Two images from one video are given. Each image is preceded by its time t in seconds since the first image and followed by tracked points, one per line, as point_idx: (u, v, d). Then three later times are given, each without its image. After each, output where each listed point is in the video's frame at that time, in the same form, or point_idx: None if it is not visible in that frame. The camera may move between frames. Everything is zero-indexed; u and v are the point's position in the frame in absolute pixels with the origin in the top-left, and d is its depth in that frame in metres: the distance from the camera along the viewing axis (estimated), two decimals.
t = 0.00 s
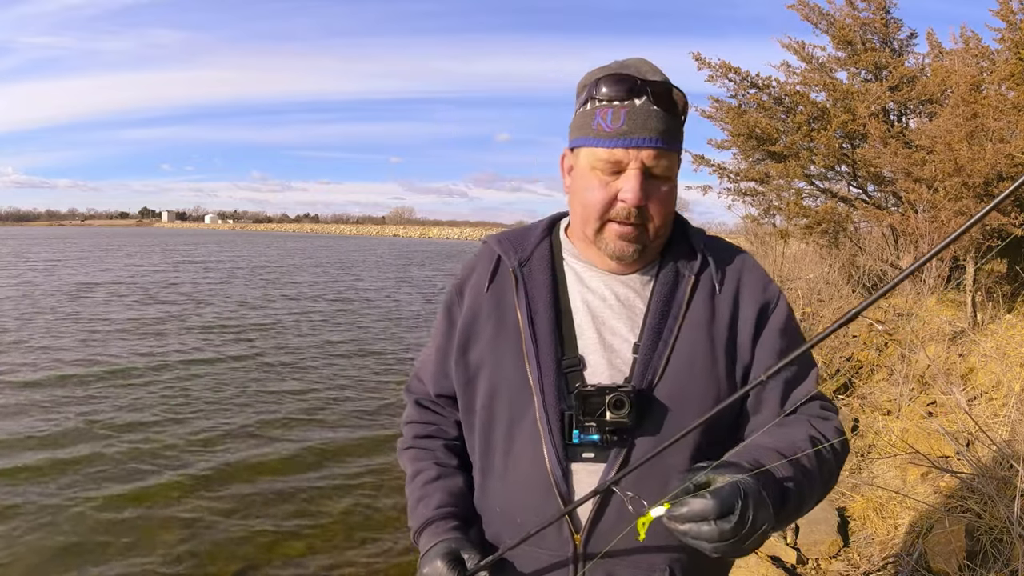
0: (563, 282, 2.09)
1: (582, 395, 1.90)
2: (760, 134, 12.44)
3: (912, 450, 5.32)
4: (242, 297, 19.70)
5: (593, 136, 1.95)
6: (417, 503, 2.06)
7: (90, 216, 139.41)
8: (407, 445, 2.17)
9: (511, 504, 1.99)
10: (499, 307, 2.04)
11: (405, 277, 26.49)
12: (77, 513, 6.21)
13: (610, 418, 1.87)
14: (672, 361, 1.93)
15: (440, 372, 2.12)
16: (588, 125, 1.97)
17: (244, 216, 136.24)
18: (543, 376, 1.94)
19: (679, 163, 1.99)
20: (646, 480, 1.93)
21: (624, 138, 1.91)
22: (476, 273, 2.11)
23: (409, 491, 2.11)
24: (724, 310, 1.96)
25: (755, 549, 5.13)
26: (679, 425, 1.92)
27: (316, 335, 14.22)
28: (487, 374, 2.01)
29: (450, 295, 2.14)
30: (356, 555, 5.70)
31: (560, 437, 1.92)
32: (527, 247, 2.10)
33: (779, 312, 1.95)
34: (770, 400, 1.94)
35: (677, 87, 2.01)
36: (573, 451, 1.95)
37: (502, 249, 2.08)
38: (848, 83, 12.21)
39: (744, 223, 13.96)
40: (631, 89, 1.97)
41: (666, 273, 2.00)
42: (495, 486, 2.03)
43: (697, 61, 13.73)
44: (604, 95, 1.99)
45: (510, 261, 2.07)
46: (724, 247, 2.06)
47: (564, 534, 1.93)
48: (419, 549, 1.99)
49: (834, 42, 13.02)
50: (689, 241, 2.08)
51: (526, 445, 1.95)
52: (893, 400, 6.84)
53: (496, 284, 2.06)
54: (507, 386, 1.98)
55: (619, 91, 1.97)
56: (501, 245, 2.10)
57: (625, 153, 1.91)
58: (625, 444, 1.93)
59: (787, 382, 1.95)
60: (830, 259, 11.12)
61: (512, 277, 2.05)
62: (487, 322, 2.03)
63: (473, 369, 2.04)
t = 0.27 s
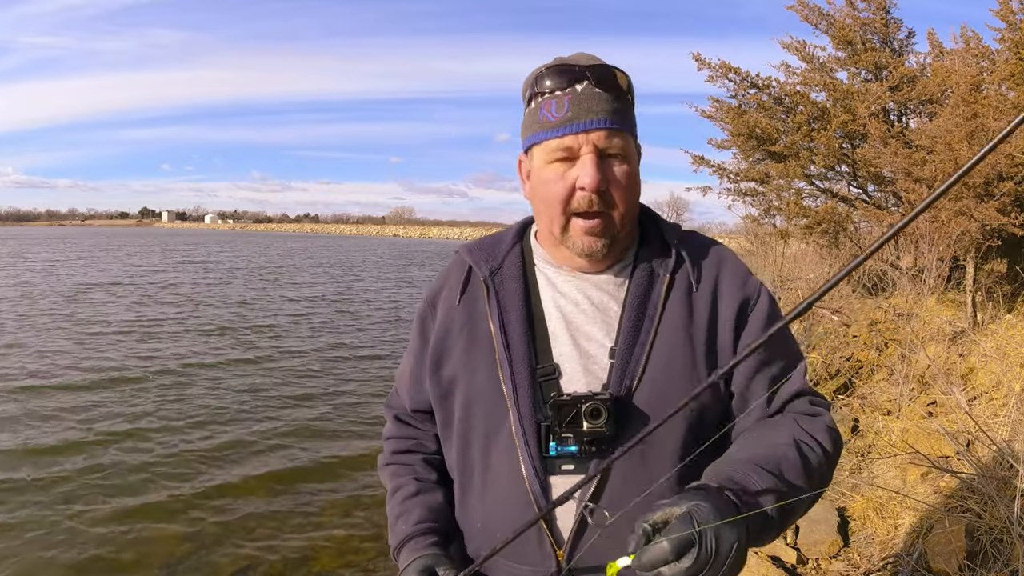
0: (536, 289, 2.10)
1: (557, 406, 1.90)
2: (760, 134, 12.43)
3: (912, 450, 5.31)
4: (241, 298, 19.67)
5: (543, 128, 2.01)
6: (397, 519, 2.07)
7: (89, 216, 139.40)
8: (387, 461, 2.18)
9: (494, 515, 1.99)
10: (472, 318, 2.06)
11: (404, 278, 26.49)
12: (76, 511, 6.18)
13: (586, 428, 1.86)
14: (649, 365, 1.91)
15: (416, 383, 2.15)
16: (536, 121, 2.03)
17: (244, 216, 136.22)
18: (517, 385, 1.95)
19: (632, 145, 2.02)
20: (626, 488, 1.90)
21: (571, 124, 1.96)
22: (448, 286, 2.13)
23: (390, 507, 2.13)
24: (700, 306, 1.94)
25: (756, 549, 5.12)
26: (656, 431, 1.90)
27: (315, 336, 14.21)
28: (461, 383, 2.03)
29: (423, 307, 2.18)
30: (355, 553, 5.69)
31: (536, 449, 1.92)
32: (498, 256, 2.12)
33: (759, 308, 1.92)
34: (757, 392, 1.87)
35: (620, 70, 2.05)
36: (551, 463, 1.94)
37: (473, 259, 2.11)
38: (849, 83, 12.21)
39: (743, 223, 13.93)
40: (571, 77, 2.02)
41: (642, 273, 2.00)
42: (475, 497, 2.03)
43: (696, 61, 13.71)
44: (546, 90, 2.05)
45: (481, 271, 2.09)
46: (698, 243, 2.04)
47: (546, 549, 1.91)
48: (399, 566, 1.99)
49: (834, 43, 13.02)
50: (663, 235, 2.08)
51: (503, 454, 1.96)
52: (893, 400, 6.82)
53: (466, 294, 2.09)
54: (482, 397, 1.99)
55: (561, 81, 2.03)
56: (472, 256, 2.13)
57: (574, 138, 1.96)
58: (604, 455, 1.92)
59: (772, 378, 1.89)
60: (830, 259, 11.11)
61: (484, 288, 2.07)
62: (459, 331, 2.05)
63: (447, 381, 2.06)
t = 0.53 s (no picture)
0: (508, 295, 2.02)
1: (531, 414, 1.79)
2: (760, 134, 12.39)
3: (912, 451, 5.28)
4: (239, 298, 19.63)
5: (496, 128, 1.98)
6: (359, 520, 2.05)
7: (89, 216, 139.38)
8: (363, 465, 2.17)
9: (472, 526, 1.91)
10: (445, 329, 2.02)
11: (404, 279, 26.46)
12: (71, 518, 6.11)
13: (560, 436, 1.73)
14: (625, 368, 1.77)
15: (391, 391, 2.13)
16: (490, 121, 2.00)
17: (244, 216, 136.20)
18: (485, 391, 1.88)
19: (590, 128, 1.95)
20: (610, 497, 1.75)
21: (523, 117, 1.91)
22: (423, 297, 2.11)
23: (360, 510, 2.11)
24: (677, 302, 1.76)
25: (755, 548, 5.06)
26: (637, 438, 1.74)
27: (313, 336, 14.17)
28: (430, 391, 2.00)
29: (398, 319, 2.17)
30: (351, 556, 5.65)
31: (510, 458, 1.82)
32: (471, 262, 2.07)
33: (733, 293, 1.69)
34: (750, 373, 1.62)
35: (565, 58, 1.98)
36: (528, 475, 1.83)
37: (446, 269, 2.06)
38: (849, 83, 12.17)
39: (743, 222, 13.90)
40: (515, 71, 1.99)
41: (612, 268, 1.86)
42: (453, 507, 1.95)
43: (696, 60, 13.66)
44: (495, 89, 2.03)
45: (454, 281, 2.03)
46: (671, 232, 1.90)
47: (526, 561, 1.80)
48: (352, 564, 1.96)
49: (834, 42, 12.98)
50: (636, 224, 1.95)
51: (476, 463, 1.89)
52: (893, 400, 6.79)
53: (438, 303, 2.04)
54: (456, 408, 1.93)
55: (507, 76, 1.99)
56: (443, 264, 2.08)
57: (527, 130, 1.92)
58: (585, 463, 1.77)
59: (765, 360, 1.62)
60: (830, 259, 11.08)
61: (455, 296, 2.02)
62: (429, 340, 2.02)
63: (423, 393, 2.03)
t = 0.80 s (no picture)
0: (482, 302, 2.23)
1: (500, 425, 1.93)
2: (761, 134, 12.37)
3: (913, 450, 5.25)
4: (239, 298, 19.60)
5: (464, 129, 2.23)
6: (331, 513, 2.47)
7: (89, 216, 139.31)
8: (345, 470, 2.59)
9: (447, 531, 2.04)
10: (422, 339, 2.20)
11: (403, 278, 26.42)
12: (74, 528, 6.15)
13: (529, 446, 1.86)
14: (593, 376, 1.91)
15: (377, 401, 2.31)
16: (459, 129, 2.25)
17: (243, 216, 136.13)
18: (460, 398, 2.04)
19: (553, 124, 2.19)
20: (582, 509, 1.84)
21: (488, 116, 2.16)
22: (402, 308, 2.32)
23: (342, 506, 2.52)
24: (647, 299, 1.93)
25: (755, 548, 5.03)
26: (606, 448, 1.85)
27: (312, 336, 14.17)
28: (409, 398, 2.17)
29: (386, 330, 2.38)
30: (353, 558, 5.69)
31: (481, 470, 1.96)
32: (447, 270, 2.30)
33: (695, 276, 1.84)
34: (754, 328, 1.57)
35: (528, 58, 2.26)
36: (499, 484, 1.95)
37: (424, 277, 2.28)
38: (849, 83, 12.16)
39: (743, 222, 13.86)
40: (481, 75, 2.25)
41: (584, 279, 2.04)
42: (430, 512, 2.09)
43: (696, 60, 13.62)
44: (461, 99, 2.29)
45: (432, 286, 2.25)
46: (640, 230, 2.10)
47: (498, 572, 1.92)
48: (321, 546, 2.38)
49: (834, 42, 12.96)
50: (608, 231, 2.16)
51: (449, 469, 2.03)
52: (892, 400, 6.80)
53: (420, 312, 2.25)
54: (432, 414, 2.10)
55: (469, 80, 2.27)
56: (423, 272, 2.29)
57: (494, 130, 2.16)
58: (554, 474, 1.88)
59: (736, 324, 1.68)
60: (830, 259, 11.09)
61: (432, 303, 2.22)
62: (410, 349, 2.22)
63: (400, 399, 2.21)
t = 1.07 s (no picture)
0: (453, 306, 2.21)
1: (465, 438, 1.95)
2: (761, 134, 12.28)
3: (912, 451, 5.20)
4: (236, 299, 19.50)
5: (428, 134, 2.18)
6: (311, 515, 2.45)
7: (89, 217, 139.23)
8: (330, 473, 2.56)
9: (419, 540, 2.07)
10: (394, 348, 2.22)
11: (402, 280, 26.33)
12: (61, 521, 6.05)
13: (494, 457, 1.88)
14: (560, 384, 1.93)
15: (352, 409, 2.34)
16: (421, 131, 2.20)
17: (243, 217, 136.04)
18: (428, 408, 2.05)
19: (520, 125, 2.15)
20: (550, 521, 1.84)
21: (451, 119, 2.12)
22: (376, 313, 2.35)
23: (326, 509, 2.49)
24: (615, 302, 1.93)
25: (754, 548, 4.92)
26: (574, 458, 1.85)
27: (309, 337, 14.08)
28: (380, 406, 2.19)
29: (364, 336, 2.41)
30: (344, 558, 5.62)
31: (449, 482, 1.99)
32: (421, 274, 2.30)
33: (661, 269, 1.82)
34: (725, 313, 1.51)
35: (489, 57, 2.23)
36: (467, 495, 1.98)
37: (399, 282, 2.29)
38: (849, 83, 12.09)
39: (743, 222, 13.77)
40: (442, 76, 2.21)
41: (554, 282, 2.03)
42: (404, 521, 2.12)
43: (696, 60, 13.54)
44: (423, 99, 2.25)
45: (404, 291, 2.26)
46: (611, 229, 2.07)
47: None
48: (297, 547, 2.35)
49: (834, 43, 12.89)
50: (580, 229, 2.13)
51: (419, 477, 2.06)
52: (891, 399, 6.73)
53: (393, 318, 2.28)
54: (402, 422, 2.12)
55: (430, 82, 2.23)
56: (398, 277, 2.31)
57: (458, 134, 2.11)
58: (520, 485, 1.90)
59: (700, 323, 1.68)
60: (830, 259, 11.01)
61: (403, 310, 2.24)
62: (383, 357, 2.24)
63: (371, 408, 2.22)
